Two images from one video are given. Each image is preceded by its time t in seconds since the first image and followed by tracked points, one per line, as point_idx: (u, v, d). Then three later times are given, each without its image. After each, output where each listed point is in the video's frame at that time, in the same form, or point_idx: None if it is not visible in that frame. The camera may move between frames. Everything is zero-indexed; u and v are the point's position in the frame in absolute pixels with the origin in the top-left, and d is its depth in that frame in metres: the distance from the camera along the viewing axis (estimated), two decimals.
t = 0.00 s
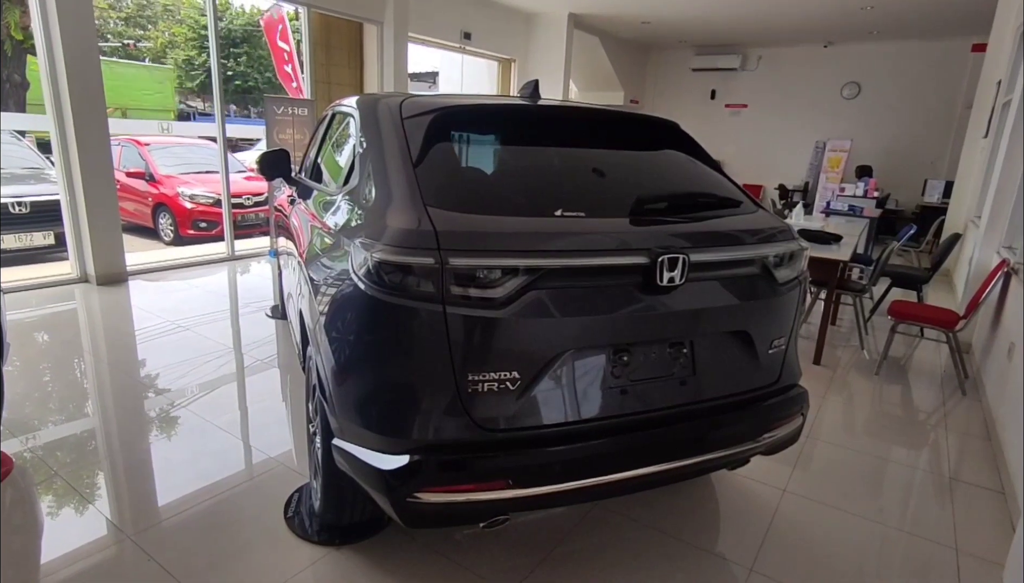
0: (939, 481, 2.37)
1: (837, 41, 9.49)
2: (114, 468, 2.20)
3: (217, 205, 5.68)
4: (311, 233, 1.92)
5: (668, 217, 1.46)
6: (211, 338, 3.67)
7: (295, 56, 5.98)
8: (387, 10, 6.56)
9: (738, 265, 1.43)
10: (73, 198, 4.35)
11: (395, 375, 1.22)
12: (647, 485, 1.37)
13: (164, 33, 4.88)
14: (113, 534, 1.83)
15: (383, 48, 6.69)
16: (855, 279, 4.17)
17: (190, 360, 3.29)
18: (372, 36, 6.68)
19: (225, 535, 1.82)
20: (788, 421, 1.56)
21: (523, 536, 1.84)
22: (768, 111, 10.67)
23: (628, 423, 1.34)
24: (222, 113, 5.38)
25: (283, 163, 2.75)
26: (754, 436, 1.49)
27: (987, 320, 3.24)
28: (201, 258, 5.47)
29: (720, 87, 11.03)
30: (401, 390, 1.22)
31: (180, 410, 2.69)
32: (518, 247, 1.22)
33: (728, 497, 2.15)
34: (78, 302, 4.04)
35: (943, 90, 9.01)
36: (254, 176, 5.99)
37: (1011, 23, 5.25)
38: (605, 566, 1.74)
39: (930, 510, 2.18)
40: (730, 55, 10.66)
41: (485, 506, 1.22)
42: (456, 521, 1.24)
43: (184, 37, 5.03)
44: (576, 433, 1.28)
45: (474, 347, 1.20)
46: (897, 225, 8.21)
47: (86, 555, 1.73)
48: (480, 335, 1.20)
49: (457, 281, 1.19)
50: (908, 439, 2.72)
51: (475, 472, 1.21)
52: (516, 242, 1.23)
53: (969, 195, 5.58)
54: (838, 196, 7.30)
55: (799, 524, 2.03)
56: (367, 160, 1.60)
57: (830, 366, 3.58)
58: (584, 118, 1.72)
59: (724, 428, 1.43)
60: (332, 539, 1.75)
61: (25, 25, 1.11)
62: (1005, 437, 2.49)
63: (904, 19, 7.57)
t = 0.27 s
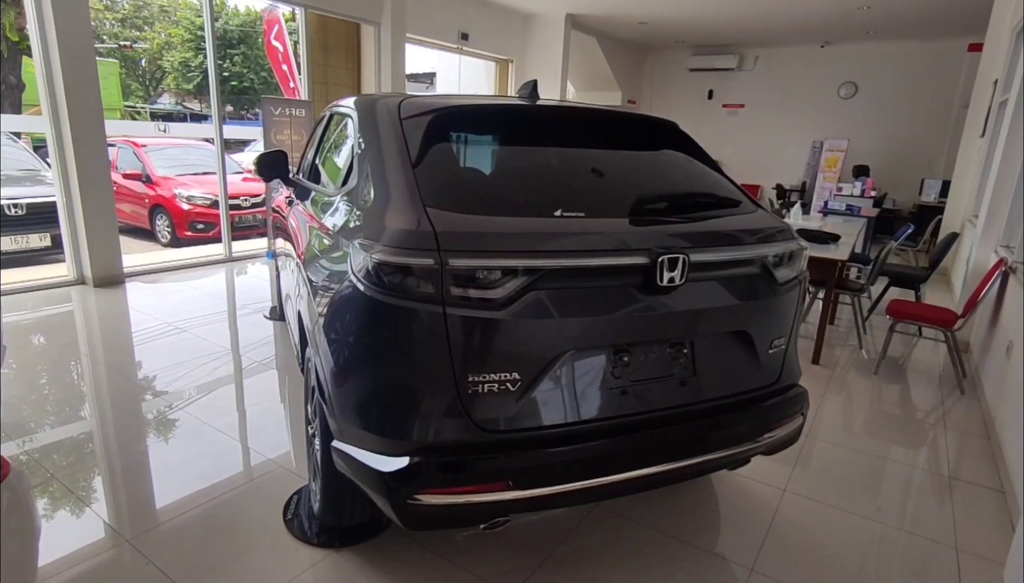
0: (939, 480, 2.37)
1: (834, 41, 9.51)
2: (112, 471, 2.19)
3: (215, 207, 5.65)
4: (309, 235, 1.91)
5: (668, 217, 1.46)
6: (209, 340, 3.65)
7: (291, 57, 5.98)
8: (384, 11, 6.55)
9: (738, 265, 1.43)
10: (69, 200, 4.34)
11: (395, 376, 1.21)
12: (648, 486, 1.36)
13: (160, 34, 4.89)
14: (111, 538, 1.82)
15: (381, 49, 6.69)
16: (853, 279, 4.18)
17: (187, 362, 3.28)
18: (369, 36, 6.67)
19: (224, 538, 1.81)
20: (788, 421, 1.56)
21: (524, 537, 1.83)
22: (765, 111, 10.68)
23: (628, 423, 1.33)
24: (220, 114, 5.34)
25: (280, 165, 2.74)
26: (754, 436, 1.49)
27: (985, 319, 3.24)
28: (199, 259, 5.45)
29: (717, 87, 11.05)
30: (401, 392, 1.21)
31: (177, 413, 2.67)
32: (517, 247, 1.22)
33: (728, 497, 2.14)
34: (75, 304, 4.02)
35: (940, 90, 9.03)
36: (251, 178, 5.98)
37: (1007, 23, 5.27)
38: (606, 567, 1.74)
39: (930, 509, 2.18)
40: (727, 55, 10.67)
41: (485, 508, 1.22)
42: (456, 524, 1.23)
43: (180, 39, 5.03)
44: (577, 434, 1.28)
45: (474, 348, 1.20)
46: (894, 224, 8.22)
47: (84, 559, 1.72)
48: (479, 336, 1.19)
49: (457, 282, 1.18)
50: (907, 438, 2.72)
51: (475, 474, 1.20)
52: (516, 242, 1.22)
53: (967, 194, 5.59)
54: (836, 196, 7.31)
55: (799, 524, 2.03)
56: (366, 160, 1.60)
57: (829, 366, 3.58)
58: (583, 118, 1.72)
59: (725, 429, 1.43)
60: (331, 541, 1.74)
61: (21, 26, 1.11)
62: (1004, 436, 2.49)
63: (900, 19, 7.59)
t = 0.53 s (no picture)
0: (940, 479, 2.37)
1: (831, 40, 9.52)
2: (109, 473, 2.18)
3: (212, 208, 5.61)
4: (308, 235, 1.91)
5: (669, 216, 1.45)
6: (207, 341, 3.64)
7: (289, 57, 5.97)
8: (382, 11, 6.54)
9: (739, 265, 1.42)
10: (67, 201, 4.33)
11: (395, 377, 1.21)
12: (649, 487, 1.36)
13: (157, 35, 4.89)
14: (109, 540, 1.81)
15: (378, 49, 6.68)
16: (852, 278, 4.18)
17: (186, 364, 3.27)
18: (367, 36, 6.66)
19: (223, 540, 1.80)
20: (789, 420, 1.56)
21: (525, 538, 1.83)
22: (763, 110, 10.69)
23: (628, 424, 1.33)
24: (217, 115, 5.32)
25: (278, 165, 2.72)
26: (755, 436, 1.48)
27: (984, 318, 3.24)
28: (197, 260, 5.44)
29: (715, 86, 11.06)
30: (401, 393, 1.21)
31: (175, 415, 2.66)
32: (518, 248, 1.21)
33: (730, 497, 2.14)
34: (72, 305, 4.01)
35: (937, 89, 9.05)
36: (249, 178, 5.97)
37: (1004, 22, 5.28)
38: (608, 568, 1.73)
39: (931, 508, 2.18)
40: (725, 55, 10.68)
41: (486, 509, 1.21)
42: (456, 525, 1.23)
43: (177, 40, 5.01)
44: (578, 434, 1.27)
45: (474, 349, 1.19)
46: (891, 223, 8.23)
47: (82, 561, 1.71)
48: (480, 337, 1.19)
49: (458, 282, 1.18)
50: (907, 437, 2.72)
51: (476, 475, 1.20)
52: (516, 242, 1.22)
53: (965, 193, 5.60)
54: (834, 195, 7.31)
55: (801, 524, 2.02)
56: (365, 160, 1.59)
57: (828, 365, 3.58)
58: (582, 118, 1.71)
59: (725, 429, 1.43)
60: (332, 543, 1.74)
61: (19, 27, 1.10)
62: (1005, 435, 2.49)
63: (898, 18, 7.60)
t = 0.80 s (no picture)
0: (941, 479, 2.37)
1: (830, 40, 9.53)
2: (109, 475, 2.17)
3: (211, 208, 5.61)
4: (308, 236, 1.90)
5: (671, 216, 1.45)
6: (206, 342, 3.63)
7: (287, 57, 5.96)
8: (381, 11, 6.53)
9: (741, 265, 1.42)
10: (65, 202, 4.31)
11: (397, 378, 1.20)
12: (652, 488, 1.36)
13: (155, 35, 4.86)
14: (109, 542, 1.80)
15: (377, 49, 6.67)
16: (852, 278, 4.18)
17: (185, 365, 3.26)
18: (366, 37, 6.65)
19: (223, 542, 1.79)
20: (791, 420, 1.56)
21: (526, 539, 1.82)
22: (762, 110, 10.70)
23: (631, 425, 1.32)
24: (215, 116, 5.35)
25: (278, 166, 2.72)
26: (758, 436, 1.48)
27: (985, 318, 3.25)
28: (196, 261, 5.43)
29: (713, 86, 11.06)
30: (403, 394, 1.20)
31: (174, 416, 2.65)
32: (520, 248, 1.21)
33: (731, 498, 2.14)
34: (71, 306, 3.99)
35: (935, 89, 9.06)
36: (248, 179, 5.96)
37: (1003, 22, 5.29)
38: (610, 570, 1.72)
39: (933, 507, 2.17)
40: (723, 55, 10.68)
41: (488, 510, 1.21)
42: (459, 527, 1.22)
43: (175, 40, 5.00)
44: (580, 435, 1.27)
45: (476, 350, 1.18)
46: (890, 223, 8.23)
47: (81, 563, 1.70)
48: (482, 337, 1.18)
49: (460, 282, 1.17)
50: (908, 437, 2.72)
51: (478, 477, 1.19)
52: (518, 243, 1.21)
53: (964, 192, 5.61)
54: (833, 195, 7.32)
55: (802, 524, 2.02)
56: (365, 160, 1.59)
57: (829, 365, 3.58)
58: (583, 117, 1.71)
59: (727, 429, 1.42)
60: (333, 545, 1.73)
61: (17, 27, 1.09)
62: (1006, 434, 2.49)
63: (896, 18, 7.61)
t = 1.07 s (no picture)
0: (943, 479, 2.37)
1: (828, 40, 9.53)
2: (108, 477, 2.16)
3: (211, 209, 5.59)
4: (308, 237, 1.90)
5: (673, 217, 1.44)
6: (205, 344, 3.62)
7: (286, 58, 5.96)
8: (379, 11, 6.52)
9: (744, 266, 1.41)
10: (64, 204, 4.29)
11: (398, 379, 1.19)
12: (654, 489, 1.35)
13: (154, 36, 4.83)
14: (108, 544, 1.79)
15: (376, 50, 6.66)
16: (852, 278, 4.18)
17: (184, 366, 3.25)
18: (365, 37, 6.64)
19: (223, 544, 1.78)
20: (794, 421, 1.55)
21: (528, 540, 1.81)
22: (760, 110, 10.70)
23: (634, 426, 1.32)
24: (215, 117, 5.35)
25: (277, 167, 2.71)
26: (760, 437, 1.47)
27: (985, 318, 3.24)
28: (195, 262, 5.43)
29: (712, 86, 11.06)
30: (404, 396, 1.19)
31: (173, 418, 2.64)
32: (522, 249, 1.20)
33: (733, 498, 2.13)
34: (70, 308, 3.98)
35: (934, 88, 9.07)
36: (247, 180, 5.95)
37: (1002, 21, 5.29)
38: (612, 571, 1.72)
39: (937, 508, 2.16)
40: (722, 55, 10.69)
41: (490, 513, 1.20)
42: (461, 529, 1.21)
43: (174, 41, 4.99)
44: (582, 437, 1.26)
45: (478, 351, 1.18)
46: (889, 222, 8.24)
47: (80, 566, 1.69)
48: (483, 339, 1.18)
49: (462, 283, 1.16)
50: (909, 437, 2.71)
51: (480, 479, 1.18)
52: (521, 243, 1.21)
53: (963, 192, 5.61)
54: (832, 195, 7.33)
55: (804, 524, 2.01)
56: (366, 161, 1.58)
57: (829, 365, 3.57)
58: (584, 117, 1.70)
59: (730, 431, 1.41)
60: (334, 547, 1.72)
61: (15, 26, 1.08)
62: (1008, 434, 2.49)
63: (896, 18, 7.61)
